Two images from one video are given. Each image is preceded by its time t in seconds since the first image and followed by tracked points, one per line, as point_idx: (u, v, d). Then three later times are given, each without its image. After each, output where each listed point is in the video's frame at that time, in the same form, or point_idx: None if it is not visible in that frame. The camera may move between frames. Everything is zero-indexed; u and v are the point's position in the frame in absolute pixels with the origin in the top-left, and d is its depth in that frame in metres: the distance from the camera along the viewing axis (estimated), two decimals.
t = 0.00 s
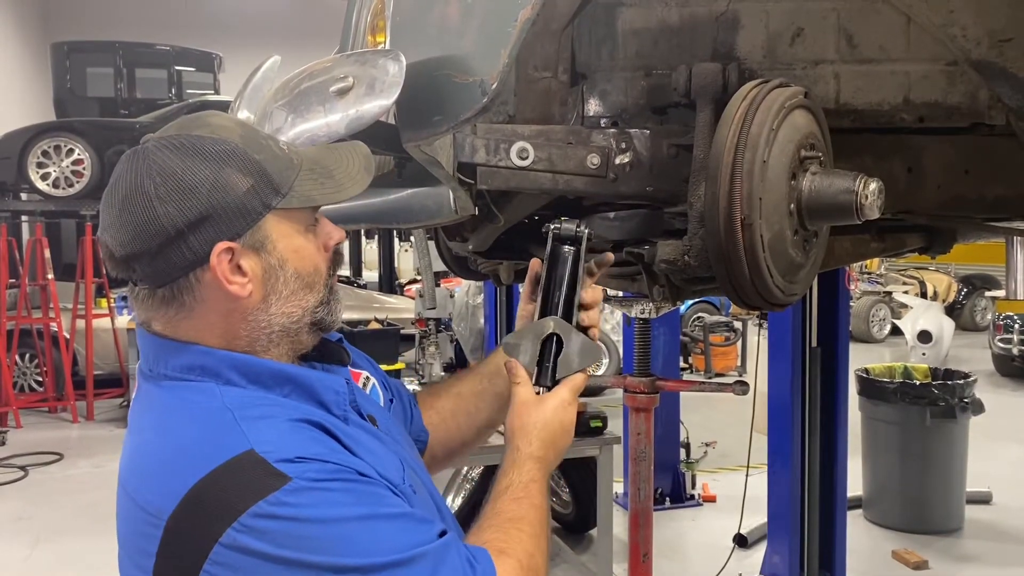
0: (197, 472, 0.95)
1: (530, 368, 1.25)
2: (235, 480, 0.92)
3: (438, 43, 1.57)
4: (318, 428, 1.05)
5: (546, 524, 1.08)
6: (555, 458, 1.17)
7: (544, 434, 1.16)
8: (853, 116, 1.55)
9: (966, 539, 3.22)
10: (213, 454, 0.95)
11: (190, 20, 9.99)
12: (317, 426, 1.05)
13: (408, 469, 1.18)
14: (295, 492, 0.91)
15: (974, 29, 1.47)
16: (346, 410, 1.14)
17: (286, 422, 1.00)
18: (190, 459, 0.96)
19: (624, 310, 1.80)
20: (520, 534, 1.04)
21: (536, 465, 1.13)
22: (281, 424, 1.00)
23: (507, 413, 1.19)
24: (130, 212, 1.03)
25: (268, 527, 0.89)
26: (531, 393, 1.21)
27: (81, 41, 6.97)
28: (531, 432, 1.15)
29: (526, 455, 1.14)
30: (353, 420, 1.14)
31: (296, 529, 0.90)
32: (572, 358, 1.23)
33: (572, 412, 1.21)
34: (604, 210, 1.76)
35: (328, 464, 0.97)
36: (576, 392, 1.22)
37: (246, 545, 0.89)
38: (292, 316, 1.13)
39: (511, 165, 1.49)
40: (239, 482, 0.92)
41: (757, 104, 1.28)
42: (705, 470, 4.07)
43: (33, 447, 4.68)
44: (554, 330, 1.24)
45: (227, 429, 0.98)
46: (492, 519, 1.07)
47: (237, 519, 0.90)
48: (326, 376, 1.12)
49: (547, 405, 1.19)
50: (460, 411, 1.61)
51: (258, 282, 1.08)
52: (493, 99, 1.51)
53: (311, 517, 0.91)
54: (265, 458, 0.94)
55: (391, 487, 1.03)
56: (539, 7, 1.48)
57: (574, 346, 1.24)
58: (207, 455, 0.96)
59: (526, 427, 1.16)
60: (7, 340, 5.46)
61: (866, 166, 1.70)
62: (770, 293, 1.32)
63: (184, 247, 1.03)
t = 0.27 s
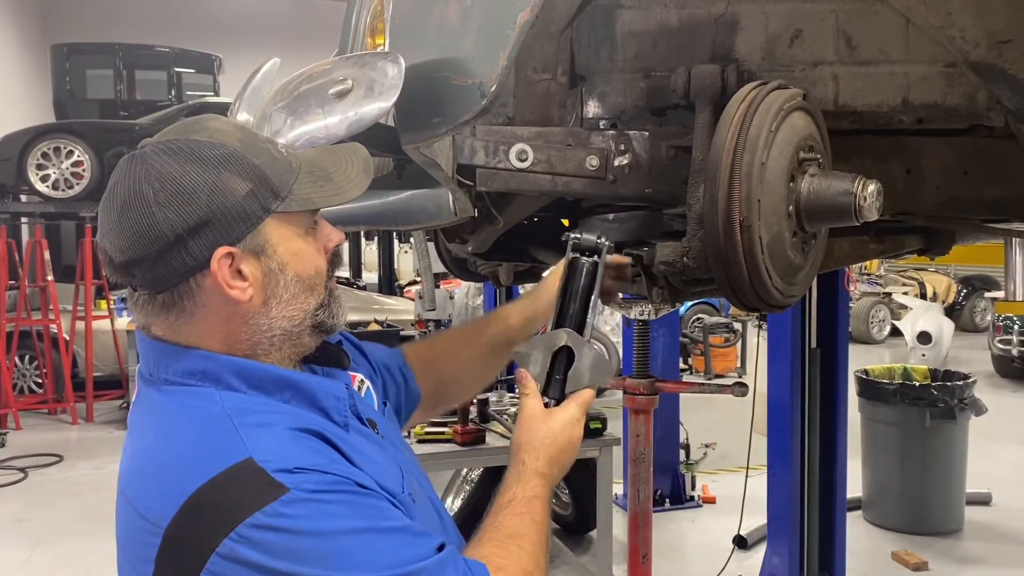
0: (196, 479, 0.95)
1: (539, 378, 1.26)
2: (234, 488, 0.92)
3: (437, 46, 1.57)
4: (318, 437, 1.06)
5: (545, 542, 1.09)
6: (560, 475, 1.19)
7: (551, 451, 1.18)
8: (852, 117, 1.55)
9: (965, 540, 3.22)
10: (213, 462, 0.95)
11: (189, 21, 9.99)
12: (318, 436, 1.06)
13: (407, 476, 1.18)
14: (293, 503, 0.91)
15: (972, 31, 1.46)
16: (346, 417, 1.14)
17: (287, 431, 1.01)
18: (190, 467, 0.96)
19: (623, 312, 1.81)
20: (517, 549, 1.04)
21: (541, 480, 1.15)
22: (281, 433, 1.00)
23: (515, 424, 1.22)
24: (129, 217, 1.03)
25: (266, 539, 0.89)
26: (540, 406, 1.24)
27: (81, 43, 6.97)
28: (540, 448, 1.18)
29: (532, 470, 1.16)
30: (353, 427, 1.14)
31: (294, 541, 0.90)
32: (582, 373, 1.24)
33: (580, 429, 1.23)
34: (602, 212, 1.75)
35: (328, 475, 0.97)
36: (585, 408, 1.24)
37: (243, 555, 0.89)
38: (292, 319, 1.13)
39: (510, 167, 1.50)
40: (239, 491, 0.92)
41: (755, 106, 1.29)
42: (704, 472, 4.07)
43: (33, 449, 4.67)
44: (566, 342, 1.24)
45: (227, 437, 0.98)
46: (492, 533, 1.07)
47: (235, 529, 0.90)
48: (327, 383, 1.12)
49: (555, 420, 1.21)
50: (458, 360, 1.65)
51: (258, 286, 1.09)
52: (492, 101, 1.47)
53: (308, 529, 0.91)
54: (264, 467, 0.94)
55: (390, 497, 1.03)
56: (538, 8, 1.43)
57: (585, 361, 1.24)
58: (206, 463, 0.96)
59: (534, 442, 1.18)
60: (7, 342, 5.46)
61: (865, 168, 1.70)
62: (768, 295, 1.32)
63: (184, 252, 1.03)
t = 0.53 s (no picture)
0: (198, 485, 0.95)
1: (548, 389, 1.33)
2: (235, 496, 0.92)
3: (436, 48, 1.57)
4: (320, 445, 1.05)
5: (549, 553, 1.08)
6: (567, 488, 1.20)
7: (560, 462, 1.19)
8: (851, 119, 1.55)
9: (965, 541, 3.22)
10: (214, 468, 0.95)
11: (189, 23, 9.97)
12: (320, 443, 1.05)
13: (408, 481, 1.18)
14: (293, 513, 0.91)
15: (971, 32, 1.47)
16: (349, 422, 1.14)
17: (289, 439, 1.00)
18: (192, 473, 0.96)
19: (623, 312, 1.81)
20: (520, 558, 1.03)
21: (547, 492, 1.15)
22: (283, 441, 0.99)
23: (523, 434, 1.23)
24: (135, 219, 1.03)
25: (266, 549, 0.89)
26: (548, 416, 1.26)
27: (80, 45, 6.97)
28: (547, 459, 1.19)
29: (539, 481, 1.16)
30: (356, 433, 1.14)
31: (292, 552, 0.90)
32: (590, 386, 1.33)
33: (588, 440, 1.24)
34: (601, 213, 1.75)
35: (329, 485, 0.97)
36: (592, 420, 1.26)
37: (241, 564, 0.89)
38: (297, 323, 1.13)
39: (510, 169, 1.52)
40: (239, 499, 0.92)
41: (754, 107, 1.29)
42: (704, 473, 4.07)
43: (32, 451, 4.67)
44: (576, 352, 1.33)
45: (229, 444, 0.98)
46: (492, 541, 1.07)
47: (234, 538, 0.89)
48: (331, 390, 1.12)
49: (563, 431, 1.22)
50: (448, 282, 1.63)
51: (264, 289, 1.09)
52: (490, 103, 1.46)
53: (307, 540, 0.91)
54: (265, 476, 0.94)
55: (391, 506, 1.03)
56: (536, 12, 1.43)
57: (594, 372, 1.33)
58: (207, 470, 0.95)
59: (541, 454, 1.19)
60: (6, 344, 5.46)
61: (864, 169, 1.70)
62: (768, 296, 1.32)
63: (191, 256, 1.03)
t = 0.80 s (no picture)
0: (198, 496, 0.95)
1: (548, 395, 1.32)
2: (235, 506, 0.92)
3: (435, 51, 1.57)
4: (321, 454, 1.05)
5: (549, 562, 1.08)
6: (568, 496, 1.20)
7: (561, 470, 1.19)
8: (850, 121, 1.55)
9: (965, 543, 3.22)
10: (214, 478, 0.95)
11: (188, 25, 9.99)
12: (321, 453, 1.06)
13: (410, 488, 1.18)
14: (292, 524, 0.91)
15: (969, 35, 1.48)
16: (350, 431, 1.14)
17: (289, 449, 1.00)
18: (193, 482, 0.96)
19: (622, 315, 1.80)
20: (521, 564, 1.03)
21: (548, 501, 1.16)
22: (283, 451, 0.99)
23: (525, 442, 1.24)
24: (139, 225, 1.03)
25: (265, 560, 0.89)
26: (548, 423, 1.26)
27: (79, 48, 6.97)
28: (548, 468, 1.19)
29: (541, 490, 1.16)
30: (357, 442, 1.14)
31: (291, 563, 0.90)
32: (591, 392, 1.32)
33: (589, 446, 1.26)
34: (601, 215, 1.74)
35: (329, 496, 0.97)
36: (593, 427, 1.28)
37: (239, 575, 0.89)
38: (302, 329, 1.13)
39: (509, 172, 1.51)
40: (239, 510, 0.92)
41: (753, 110, 1.29)
42: (704, 475, 4.07)
43: (31, 454, 4.66)
44: (575, 358, 1.33)
45: (230, 453, 0.97)
46: (494, 549, 1.07)
47: (233, 549, 0.89)
48: (333, 398, 1.12)
49: (564, 439, 1.23)
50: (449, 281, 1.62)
51: (268, 296, 1.09)
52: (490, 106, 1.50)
53: (306, 551, 0.91)
54: (265, 486, 0.94)
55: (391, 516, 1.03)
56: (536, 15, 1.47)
57: (594, 378, 1.32)
58: (207, 480, 0.95)
59: (543, 462, 1.19)
60: (5, 346, 5.45)
61: (864, 171, 1.70)
62: (767, 298, 1.32)
63: (195, 262, 1.03)
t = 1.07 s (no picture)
0: (200, 502, 0.95)
1: (549, 398, 1.32)
2: (238, 511, 0.92)
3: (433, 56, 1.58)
4: (322, 458, 1.05)
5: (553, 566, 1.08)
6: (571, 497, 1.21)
7: (564, 472, 1.20)
8: (848, 124, 1.55)
9: (964, 544, 3.22)
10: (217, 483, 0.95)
11: (186, 26, 9.98)
12: (322, 457, 1.05)
13: (411, 493, 1.18)
14: (294, 530, 0.91)
15: (967, 36, 1.48)
16: (352, 435, 1.14)
17: (291, 454, 1.00)
18: (195, 488, 0.96)
19: (621, 317, 1.80)
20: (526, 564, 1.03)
21: (551, 504, 1.16)
22: (285, 456, 0.99)
23: (527, 445, 1.24)
24: (140, 232, 1.03)
25: (269, 566, 0.89)
26: (550, 426, 1.27)
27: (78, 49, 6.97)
28: (551, 469, 1.19)
29: (543, 493, 1.17)
30: (359, 445, 1.14)
31: (293, 568, 0.90)
32: (592, 394, 1.32)
33: (590, 449, 1.26)
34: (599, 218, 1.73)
35: (331, 500, 0.97)
36: (595, 429, 1.28)
37: None
38: (303, 335, 1.13)
39: (508, 174, 1.52)
40: (242, 515, 0.92)
41: (752, 113, 1.29)
42: (704, 476, 4.08)
43: (30, 456, 4.66)
44: (576, 361, 1.32)
45: (232, 459, 0.97)
46: (497, 552, 1.06)
47: (236, 554, 0.89)
48: (334, 403, 1.12)
49: (566, 441, 1.23)
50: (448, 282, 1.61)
51: (269, 303, 1.09)
52: (489, 109, 1.51)
53: (308, 557, 0.91)
54: (266, 492, 0.94)
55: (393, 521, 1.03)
56: (534, 18, 1.49)
57: (596, 380, 1.32)
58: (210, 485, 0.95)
59: (545, 464, 1.19)
60: (5, 348, 5.45)
61: (863, 173, 1.70)
62: (766, 301, 1.32)
63: (196, 269, 1.03)
